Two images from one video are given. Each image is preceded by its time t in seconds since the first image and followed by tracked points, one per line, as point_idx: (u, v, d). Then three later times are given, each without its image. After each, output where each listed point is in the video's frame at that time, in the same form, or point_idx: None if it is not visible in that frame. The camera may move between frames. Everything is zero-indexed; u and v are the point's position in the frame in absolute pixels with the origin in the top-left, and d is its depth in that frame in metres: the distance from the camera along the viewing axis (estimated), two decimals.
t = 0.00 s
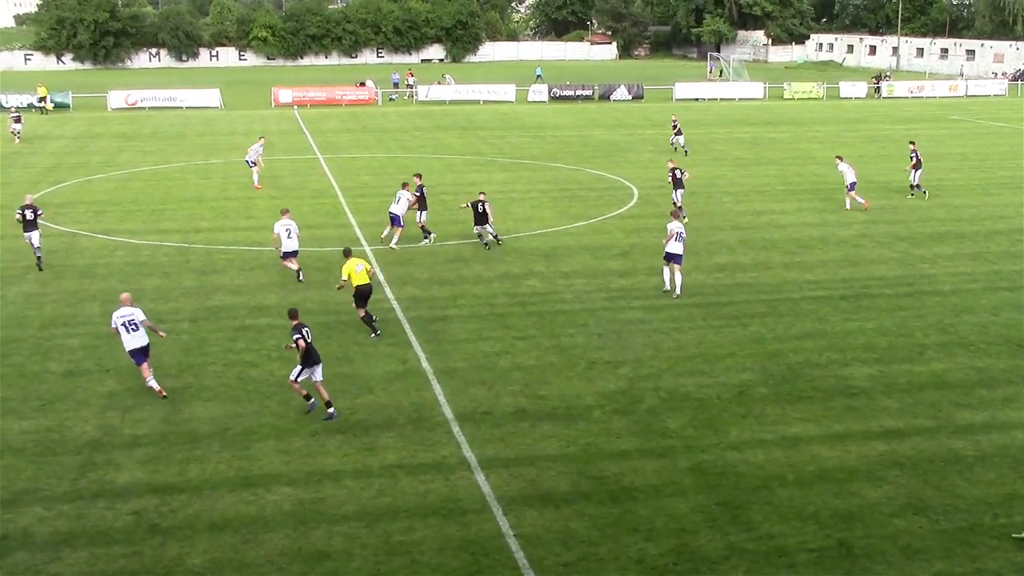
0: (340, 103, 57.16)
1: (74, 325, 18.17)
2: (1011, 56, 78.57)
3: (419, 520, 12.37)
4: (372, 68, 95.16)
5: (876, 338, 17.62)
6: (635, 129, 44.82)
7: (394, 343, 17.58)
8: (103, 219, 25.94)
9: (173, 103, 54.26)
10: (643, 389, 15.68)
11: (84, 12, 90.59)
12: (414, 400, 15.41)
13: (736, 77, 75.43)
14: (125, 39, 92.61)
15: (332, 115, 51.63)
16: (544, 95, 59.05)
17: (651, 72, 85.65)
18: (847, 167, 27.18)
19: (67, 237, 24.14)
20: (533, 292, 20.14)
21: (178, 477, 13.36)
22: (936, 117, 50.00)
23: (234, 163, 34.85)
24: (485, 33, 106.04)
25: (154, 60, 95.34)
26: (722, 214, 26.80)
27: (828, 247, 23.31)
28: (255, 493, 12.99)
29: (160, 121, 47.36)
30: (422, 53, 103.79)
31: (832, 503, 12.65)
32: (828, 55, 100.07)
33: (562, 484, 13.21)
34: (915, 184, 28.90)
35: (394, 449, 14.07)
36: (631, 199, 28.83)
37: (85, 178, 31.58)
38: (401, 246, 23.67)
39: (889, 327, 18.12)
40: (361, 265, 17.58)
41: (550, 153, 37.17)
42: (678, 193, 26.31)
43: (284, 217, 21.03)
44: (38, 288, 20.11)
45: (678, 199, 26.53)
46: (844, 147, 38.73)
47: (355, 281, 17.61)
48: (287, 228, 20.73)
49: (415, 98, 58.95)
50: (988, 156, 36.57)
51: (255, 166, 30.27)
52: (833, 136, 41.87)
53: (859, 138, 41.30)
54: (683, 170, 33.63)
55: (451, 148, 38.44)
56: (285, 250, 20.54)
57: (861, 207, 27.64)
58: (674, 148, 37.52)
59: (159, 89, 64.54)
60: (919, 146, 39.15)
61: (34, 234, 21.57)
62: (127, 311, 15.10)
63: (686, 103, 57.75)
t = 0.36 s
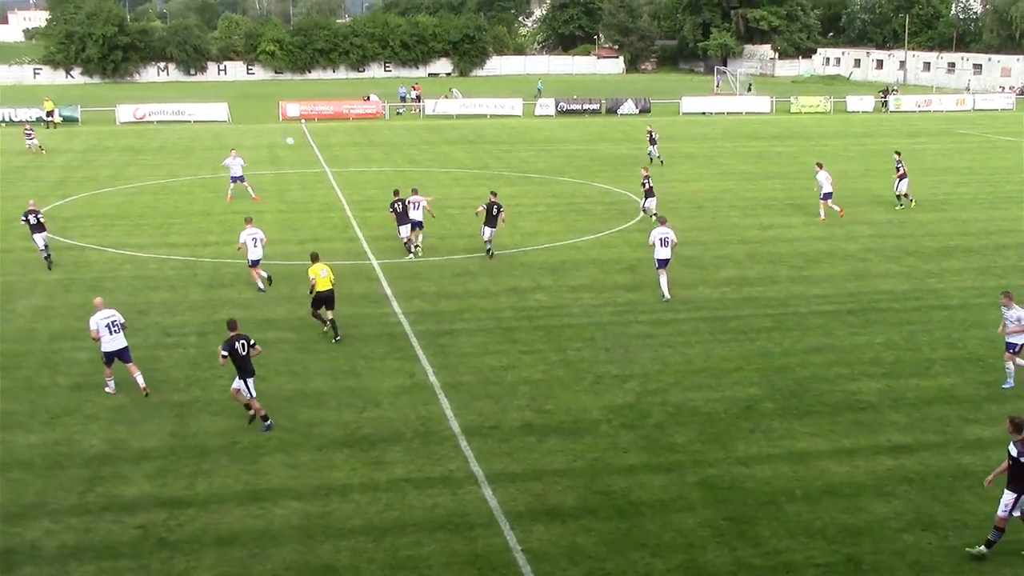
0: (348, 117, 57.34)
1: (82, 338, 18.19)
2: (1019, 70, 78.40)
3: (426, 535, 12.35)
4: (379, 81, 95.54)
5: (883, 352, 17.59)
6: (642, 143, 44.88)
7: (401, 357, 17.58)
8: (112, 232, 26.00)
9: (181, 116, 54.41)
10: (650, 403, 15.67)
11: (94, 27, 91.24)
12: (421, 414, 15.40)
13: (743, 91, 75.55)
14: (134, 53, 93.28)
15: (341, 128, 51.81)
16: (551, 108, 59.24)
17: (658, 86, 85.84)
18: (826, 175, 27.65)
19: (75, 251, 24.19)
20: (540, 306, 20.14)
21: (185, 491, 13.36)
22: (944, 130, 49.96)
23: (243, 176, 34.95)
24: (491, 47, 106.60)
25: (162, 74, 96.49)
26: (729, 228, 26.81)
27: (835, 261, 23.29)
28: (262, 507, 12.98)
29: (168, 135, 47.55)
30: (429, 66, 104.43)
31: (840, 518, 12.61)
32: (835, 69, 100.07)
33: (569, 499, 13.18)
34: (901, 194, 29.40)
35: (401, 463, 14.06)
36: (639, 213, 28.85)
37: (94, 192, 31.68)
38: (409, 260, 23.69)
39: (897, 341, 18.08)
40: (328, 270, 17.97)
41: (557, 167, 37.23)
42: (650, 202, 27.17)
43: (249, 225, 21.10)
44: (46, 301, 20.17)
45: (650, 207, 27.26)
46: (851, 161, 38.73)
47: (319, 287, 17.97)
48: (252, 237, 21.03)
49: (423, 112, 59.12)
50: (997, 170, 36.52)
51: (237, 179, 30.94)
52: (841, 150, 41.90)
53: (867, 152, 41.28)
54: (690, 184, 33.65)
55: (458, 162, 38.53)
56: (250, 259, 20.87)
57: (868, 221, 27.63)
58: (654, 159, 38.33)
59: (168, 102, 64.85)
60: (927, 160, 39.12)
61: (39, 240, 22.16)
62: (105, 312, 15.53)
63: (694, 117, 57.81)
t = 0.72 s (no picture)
0: (408, 142, 57.75)
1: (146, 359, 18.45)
2: None
3: (484, 561, 12.30)
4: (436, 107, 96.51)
5: (950, 383, 17.31)
6: (701, 168, 44.73)
7: (459, 381, 17.60)
8: (175, 255, 26.41)
9: (243, 141, 55.12)
10: (710, 431, 15.55)
11: (160, 53, 93.49)
12: (479, 439, 15.39)
13: (803, 116, 75.20)
14: (198, 79, 95.47)
15: (401, 153, 52.39)
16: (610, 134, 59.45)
17: (716, 111, 85.74)
18: (858, 201, 28.49)
19: (140, 273, 24.59)
20: (598, 332, 20.11)
21: (245, 511, 13.44)
22: (1014, 159, 49.08)
23: (304, 201, 35.39)
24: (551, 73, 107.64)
25: (226, 99, 98.19)
26: (790, 255, 26.65)
27: (899, 290, 23.00)
28: (321, 530, 13.01)
29: (227, 159, 48.29)
30: (490, 92, 105.29)
31: (905, 551, 12.39)
32: (897, 95, 98.07)
33: (628, 526, 13.08)
34: (941, 218, 29.92)
35: (459, 488, 14.04)
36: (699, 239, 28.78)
37: (161, 215, 32.21)
38: (468, 284, 23.77)
39: (964, 372, 17.79)
40: (339, 285, 18.52)
41: (617, 193, 37.28)
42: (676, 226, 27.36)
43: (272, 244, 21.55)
44: (111, 323, 20.49)
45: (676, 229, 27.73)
46: (916, 188, 38.22)
47: (331, 301, 18.65)
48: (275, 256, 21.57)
49: (482, 137, 59.56)
50: None
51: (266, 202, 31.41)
52: (905, 177, 41.42)
53: (935, 179, 40.72)
54: (750, 210, 33.45)
55: (518, 187, 38.72)
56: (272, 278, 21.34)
57: (934, 249, 27.24)
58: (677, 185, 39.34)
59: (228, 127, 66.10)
60: (996, 188, 38.47)
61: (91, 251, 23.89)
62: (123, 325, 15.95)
63: (754, 143, 57.58)
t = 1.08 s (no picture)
0: (506, 152, 57.92)
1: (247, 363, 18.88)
2: None
3: (577, 571, 12.27)
4: (530, 116, 97.38)
5: None
6: (799, 180, 44.10)
7: (554, 391, 17.63)
8: (274, 261, 27.05)
9: (344, 149, 55.95)
10: (808, 446, 15.34)
11: (264, 63, 96.32)
12: (574, 449, 15.40)
13: (907, 126, 73.74)
14: (300, 88, 98.74)
15: (499, 162, 53.08)
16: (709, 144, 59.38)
17: (819, 123, 84.48)
18: (937, 208, 28.02)
19: (241, 278, 25.24)
20: (694, 343, 20.00)
21: (341, 515, 13.63)
22: None
23: (402, 208, 35.94)
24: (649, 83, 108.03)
25: (327, 108, 102.04)
26: (893, 268, 26.18)
27: (1007, 306, 22.37)
28: (415, 536, 13.11)
29: (324, 166, 49.44)
30: (588, 102, 107.08)
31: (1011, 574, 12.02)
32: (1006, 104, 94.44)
33: (722, 540, 12.95)
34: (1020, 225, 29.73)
35: (553, 497, 14.06)
36: (799, 251, 28.46)
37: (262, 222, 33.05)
38: (563, 294, 23.82)
39: None
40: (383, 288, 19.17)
41: (715, 204, 37.13)
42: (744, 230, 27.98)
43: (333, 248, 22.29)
44: (214, 326, 21.02)
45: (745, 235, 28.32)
46: None
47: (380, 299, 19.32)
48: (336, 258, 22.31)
49: (580, 147, 59.86)
50: None
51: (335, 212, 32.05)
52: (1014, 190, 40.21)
53: None
54: (850, 223, 32.87)
55: (616, 197, 38.80)
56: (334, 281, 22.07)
57: None
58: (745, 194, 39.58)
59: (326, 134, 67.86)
60: None
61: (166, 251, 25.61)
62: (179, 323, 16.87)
63: (856, 154, 56.68)
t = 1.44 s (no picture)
0: (618, 154, 57.80)
1: (359, 362, 19.21)
2: None
3: None
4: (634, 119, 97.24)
5: None
6: (914, 185, 43.09)
7: (662, 395, 17.52)
8: (386, 262, 27.54)
9: (455, 151, 56.45)
10: (924, 458, 14.97)
11: (377, 66, 99.51)
12: (683, 455, 15.26)
13: None
14: (414, 90, 101.90)
15: (610, 164, 53.28)
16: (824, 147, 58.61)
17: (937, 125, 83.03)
18: None
19: (353, 277, 25.74)
20: (805, 350, 19.72)
21: (448, 514, 13.71)
22: None
23: (513, 210, 36.22)
24: (762, 85, 107.04)
25: (440, 109, 104.43)
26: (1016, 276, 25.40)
27: None
28: (522, 537, 13.09)
29: (436, 168, 50.41)
30: (700, 104, 105.99)
31: None
32: None
33: (834, 551, 12.67)
34: None
35: (661, 503, 13.94)
36: (917, 257, 27.86)
37: (373, 223, 33.72)
38: (673, 298, 23.69)
39: None
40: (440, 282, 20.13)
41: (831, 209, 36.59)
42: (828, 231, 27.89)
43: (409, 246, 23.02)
44: (326, 325, 21.45)
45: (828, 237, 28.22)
46: None
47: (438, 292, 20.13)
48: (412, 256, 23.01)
49: (691, 150, 59.55)
50: None
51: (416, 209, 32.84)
52: None
53: None
54: (970, 229, 31.96)
55: (729, 200, 38.53)
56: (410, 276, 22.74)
57: None
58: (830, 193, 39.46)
59: (434, 137, 69.20)
60: None
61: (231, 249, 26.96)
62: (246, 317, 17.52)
63: (978, 158, 55.12)
